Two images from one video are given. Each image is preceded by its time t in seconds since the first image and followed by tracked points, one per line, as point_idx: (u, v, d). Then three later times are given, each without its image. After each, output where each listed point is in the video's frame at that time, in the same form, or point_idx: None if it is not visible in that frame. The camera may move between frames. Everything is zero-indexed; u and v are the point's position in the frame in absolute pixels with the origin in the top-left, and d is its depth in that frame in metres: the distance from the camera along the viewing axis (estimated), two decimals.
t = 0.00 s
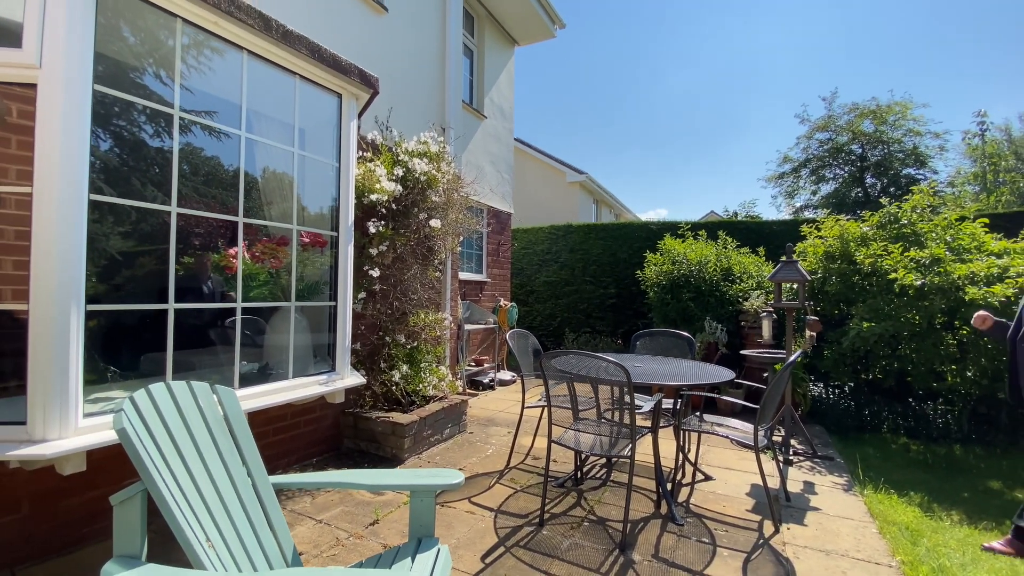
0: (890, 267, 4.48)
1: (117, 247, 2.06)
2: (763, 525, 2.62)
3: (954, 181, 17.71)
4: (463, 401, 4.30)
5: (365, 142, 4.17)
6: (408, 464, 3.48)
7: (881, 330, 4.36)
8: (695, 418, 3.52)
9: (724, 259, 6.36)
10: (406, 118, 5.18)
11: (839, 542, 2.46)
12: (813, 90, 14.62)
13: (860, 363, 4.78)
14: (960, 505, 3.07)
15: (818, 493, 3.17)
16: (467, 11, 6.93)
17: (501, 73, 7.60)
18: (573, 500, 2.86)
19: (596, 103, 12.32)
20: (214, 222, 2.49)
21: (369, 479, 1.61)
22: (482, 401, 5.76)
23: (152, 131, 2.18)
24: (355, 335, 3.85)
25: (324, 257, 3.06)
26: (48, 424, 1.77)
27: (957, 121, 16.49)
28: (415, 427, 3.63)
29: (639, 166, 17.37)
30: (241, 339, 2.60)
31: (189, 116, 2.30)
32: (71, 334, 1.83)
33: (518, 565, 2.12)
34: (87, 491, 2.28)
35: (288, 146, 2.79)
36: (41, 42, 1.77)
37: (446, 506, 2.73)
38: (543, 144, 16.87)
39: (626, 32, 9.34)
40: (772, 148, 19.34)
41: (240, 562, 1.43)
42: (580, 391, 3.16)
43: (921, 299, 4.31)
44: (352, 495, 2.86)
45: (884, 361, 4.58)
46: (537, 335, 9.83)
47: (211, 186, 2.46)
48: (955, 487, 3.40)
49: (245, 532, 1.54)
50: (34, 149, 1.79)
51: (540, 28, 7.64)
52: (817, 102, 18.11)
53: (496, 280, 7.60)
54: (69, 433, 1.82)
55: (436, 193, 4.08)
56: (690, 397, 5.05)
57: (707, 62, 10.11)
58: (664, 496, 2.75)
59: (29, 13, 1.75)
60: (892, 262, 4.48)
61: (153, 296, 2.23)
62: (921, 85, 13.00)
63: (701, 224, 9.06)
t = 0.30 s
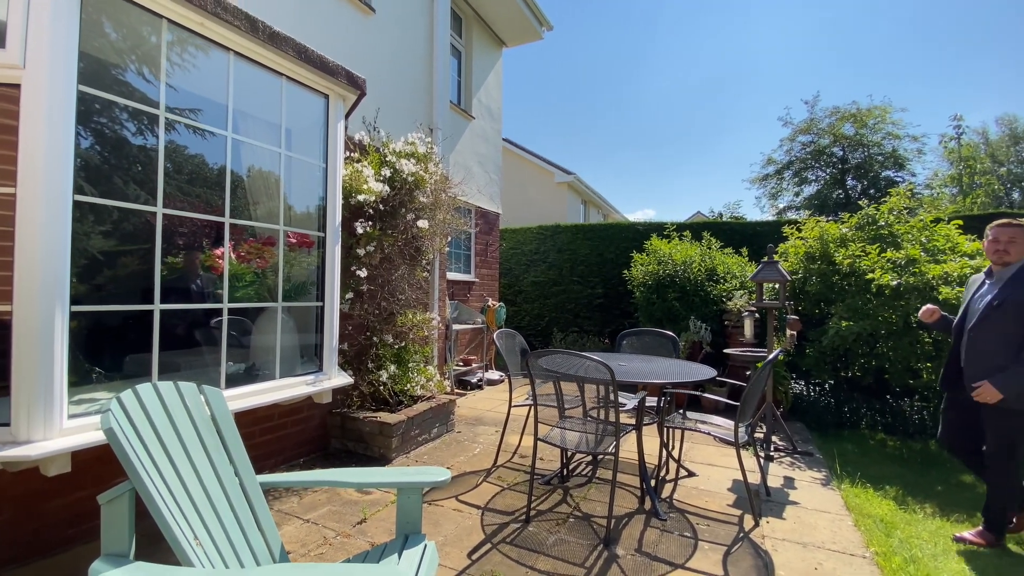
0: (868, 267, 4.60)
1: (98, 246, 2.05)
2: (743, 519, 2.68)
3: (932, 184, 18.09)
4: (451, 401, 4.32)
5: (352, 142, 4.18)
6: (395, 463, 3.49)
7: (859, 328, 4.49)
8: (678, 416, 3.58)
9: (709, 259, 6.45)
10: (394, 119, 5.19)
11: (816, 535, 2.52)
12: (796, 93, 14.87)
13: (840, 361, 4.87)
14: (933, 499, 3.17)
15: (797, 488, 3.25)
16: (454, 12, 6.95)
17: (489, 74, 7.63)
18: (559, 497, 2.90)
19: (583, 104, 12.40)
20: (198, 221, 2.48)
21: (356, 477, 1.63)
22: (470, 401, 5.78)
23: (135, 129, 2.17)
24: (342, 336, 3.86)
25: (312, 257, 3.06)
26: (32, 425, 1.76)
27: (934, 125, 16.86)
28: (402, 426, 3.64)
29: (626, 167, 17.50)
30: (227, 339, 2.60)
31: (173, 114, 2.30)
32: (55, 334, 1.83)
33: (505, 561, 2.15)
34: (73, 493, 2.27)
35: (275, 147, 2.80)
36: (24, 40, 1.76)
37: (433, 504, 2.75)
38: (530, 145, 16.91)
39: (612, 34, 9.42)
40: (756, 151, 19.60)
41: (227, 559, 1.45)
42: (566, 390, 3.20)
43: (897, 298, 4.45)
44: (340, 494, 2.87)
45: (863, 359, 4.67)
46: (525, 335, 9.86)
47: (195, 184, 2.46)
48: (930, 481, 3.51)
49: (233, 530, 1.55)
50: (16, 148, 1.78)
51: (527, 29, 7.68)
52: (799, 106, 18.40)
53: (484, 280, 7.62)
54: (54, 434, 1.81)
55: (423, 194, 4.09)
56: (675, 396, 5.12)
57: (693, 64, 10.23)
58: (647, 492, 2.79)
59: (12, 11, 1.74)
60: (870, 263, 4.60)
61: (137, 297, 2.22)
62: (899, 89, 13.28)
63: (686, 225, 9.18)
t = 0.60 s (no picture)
0: (836, 268, 4.74)
1: (67, 245, 2.02)
2: (715, 513, 2.75)
3: (900, 187, 18.64)
4: (431, 401, 4.33)
5: (331, 142, 4.16)
6: (374, 464, 3.49)
7: (828, 327, 4.63)
8: (655, 413, 3.65)
9: (686, 259, 6.56)
10: (373, 119, 5.18)
11: (784, 527, 2.60)
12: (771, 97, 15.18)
13: (811, 359, 5.01)
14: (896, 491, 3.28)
15: (768, 482, 3.34)
16: (435, 12, 6.95)
17: (471, 75, 7.64)
18: (537, 495, 2.94)
19: (563, 105, 12.48)
20: (172, 221, 2.45)
21: (333, 477, 1.64)
22: (450, 401, 5.79)
23: (106, 124, 2.14)
24: (321, 336, 3.84)
25: (288, 257, 3.04)
26: None
27: (902, 130, 17.38)
28: (382, 427, 3.63)
29: (607, 168, 17.66)
30: (202, 340, 2.57)
31: (146, 110, 2.27)
32: (24, 335, 1.79)
33: (482, 558, 2.18)
34: (42, 497, 2.22)
35: (251, 146, 2.77)
36: None
37: (412, 504, 2.76)
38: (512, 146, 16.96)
39: (592, 36, 9.51)
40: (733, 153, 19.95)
41: (201, 560, 1.44)
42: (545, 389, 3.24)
43: (864, 298, 4.57)
44: (317, 495, 2.87)
45: (832, 357, 4.80)
46: (506, 334, 9.89)
47: (169, 182, 2.43)
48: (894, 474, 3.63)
49: (206, 531, 1.55)
50: None
51: (508, 30, 7.71)
52: (775, 110, 18.78)
53: (465, 280, 7.63)
54: (23, 437, 1.78)
55: (403, 194, 4.09)
56: (653, 394, 5.20)
57: (671, 67, 10.39)
58: (623, 488, 2.85)
59: None
60: (838, 264, 4.74)
61: (109, 297, 2.19)
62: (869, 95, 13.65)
63: (665, 226, 9.31)
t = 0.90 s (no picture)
0: (802, 269, 4.88)
1: (27, 244, 2.00)
2: (683, 508, 2.82)
3: (865, 190, 19.25)
4: (406, 401, 4.32)
5: (303, 141, 4.11)
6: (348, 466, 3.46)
7: (793, 326, 4.78)
8: (627, 411, 3.71)
9: (659, 260, 6.67)
10: (347, 118, 5.12)
11: (749, 520, 2.68)
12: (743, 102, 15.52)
13: (778, 357, 5.16)
14: (856, 483, 3.40)
15: (736, 477, 3.44)
16: (411, 11, 6.91)
17: (447, 74, 7.62)
18: (510, 494, 2.96)
19: (540, 106, 12.55)
20: (139, 219, 2.39)
21: (302, 480, 1.63)
22: (427, 401, 5.77)
23: (68, 118, 2.09)
24: (292, 338, 3.80)
25: (259, 258, 2.99)
26: None
27: (867, 136, 17.97)
28: (355, 428, 3.61)
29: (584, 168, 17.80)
30: (169, 342, 2.52)
31: (111, 104, 2.21)
32: None
33: (454, 558, 2.18)
34: None
35: (219, 144, 2.72)
36: None
37: (385, 505, 2.75)
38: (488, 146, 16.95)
39: (568, 36, 9.59)
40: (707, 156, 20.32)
41: (166, 566, 1.42)
42: (519, 389, 3.27)
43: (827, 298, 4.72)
44: (289, 498, 2.84)
45: (799, 355, 4.96)
46: (484, 334, 9.87)
47: (135, 178, 2.38)
48: (856, 467, 3.77)
49: (172, 537, 1.52)
50: None
51: (484, 31, 7.72)
52: (746, 114, 19.21)
53: (442, 280, 7.61)
54: None
55: (377, 194, 4.06)
56: (627, 392, 5.27)
57: (646, 70, 10.53)
58: (595, 485, 2.89)
59: None
60: (804, 265, 4.89)
61: (70, 299, 2.14)
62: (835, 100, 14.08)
63: (640, 227, 9.43)
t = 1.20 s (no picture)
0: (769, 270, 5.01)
1: None
2: (653, 503, 2.87)
3: (831, 193, 19.83)
4: (379, 402, 4.27)
5: (273, 137, 4.04)
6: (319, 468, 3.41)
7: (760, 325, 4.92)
8: (599, 409, 3.75)
9: (633, 260, 6.75)
10: (318, 115, 5.05)
11: (716, 514, 2.74)
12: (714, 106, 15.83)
13: (747, 354, 5.30)
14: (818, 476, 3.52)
15: (704, 472, 3.52)
16: (386, 8, 6.84)
17: (423, 73, 7.57)
18: (483, 493, 2.96)
19: (516, 105, 12.57)
20: (100, 216, 2.32)
21: (269, 482, 1.60)
22: (401, 402, 5.73)
23: (26, 110, 2.04)
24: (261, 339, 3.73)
25: (226, 257, 2.93)
26: None
27: (832, 140, 18.52)
28: (327, 430, 3.56)
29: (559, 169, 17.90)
30: (131, 344, 2.44)
31: (72, 94, 2.16)
32: None
33: (425, 558, 2.18)
34: None
35: (184, 140, 2.65)
36: None
37: (356, 506, 2.72)
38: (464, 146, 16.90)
39: (543, 36, 9.63)
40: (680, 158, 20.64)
41: (125, 571, 1.39)
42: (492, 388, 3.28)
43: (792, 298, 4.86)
44: (257, 502, 2.78)
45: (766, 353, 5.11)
46: (460, 334, 9.84)
47: (98, 173, 2.31)
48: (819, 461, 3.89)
49: (132, 542, 1.49)
50: None
51: (460, 29, 7.69)
52: (717, 117, 19.59)
53: (417, 280, 7.56)
54: None
55: (349, 192, 4.00)
56: (601, 390, 5.33)
57: (620, 71, 10.65)
58: (567, 483, 2.92)
59: None
60: (771, 266, 5.01)
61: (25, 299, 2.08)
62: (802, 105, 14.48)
63: (615, 227, 9.54)
